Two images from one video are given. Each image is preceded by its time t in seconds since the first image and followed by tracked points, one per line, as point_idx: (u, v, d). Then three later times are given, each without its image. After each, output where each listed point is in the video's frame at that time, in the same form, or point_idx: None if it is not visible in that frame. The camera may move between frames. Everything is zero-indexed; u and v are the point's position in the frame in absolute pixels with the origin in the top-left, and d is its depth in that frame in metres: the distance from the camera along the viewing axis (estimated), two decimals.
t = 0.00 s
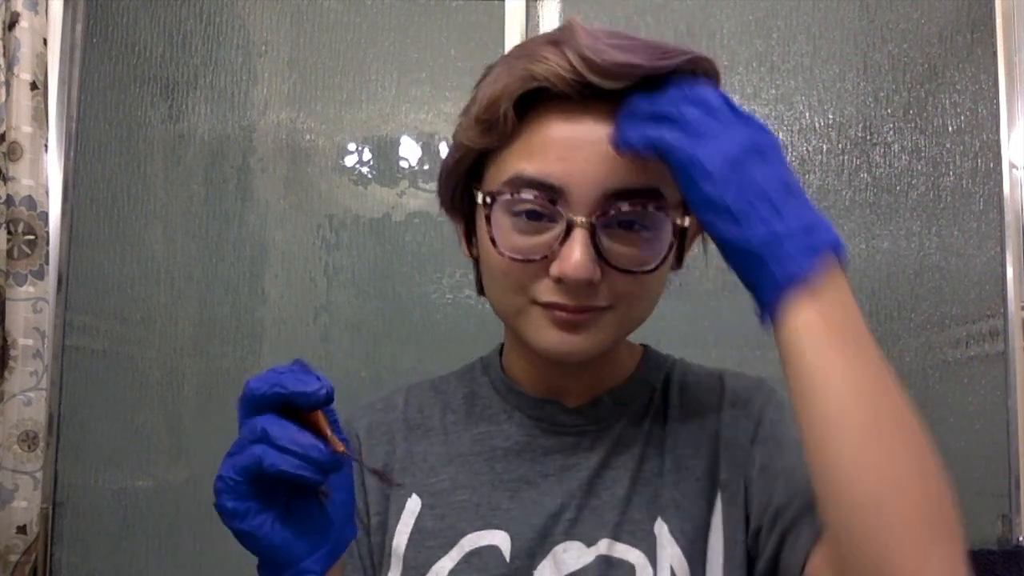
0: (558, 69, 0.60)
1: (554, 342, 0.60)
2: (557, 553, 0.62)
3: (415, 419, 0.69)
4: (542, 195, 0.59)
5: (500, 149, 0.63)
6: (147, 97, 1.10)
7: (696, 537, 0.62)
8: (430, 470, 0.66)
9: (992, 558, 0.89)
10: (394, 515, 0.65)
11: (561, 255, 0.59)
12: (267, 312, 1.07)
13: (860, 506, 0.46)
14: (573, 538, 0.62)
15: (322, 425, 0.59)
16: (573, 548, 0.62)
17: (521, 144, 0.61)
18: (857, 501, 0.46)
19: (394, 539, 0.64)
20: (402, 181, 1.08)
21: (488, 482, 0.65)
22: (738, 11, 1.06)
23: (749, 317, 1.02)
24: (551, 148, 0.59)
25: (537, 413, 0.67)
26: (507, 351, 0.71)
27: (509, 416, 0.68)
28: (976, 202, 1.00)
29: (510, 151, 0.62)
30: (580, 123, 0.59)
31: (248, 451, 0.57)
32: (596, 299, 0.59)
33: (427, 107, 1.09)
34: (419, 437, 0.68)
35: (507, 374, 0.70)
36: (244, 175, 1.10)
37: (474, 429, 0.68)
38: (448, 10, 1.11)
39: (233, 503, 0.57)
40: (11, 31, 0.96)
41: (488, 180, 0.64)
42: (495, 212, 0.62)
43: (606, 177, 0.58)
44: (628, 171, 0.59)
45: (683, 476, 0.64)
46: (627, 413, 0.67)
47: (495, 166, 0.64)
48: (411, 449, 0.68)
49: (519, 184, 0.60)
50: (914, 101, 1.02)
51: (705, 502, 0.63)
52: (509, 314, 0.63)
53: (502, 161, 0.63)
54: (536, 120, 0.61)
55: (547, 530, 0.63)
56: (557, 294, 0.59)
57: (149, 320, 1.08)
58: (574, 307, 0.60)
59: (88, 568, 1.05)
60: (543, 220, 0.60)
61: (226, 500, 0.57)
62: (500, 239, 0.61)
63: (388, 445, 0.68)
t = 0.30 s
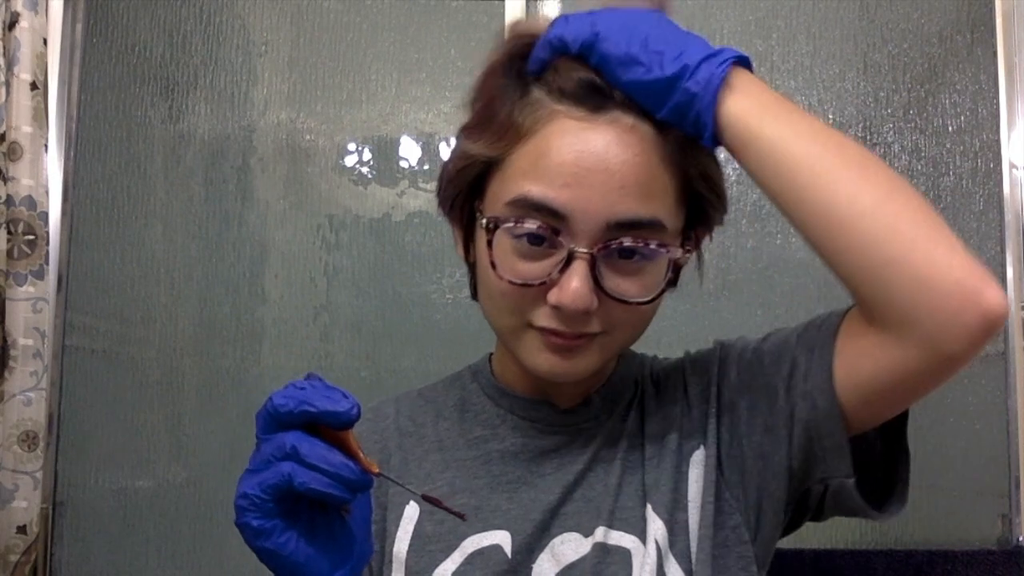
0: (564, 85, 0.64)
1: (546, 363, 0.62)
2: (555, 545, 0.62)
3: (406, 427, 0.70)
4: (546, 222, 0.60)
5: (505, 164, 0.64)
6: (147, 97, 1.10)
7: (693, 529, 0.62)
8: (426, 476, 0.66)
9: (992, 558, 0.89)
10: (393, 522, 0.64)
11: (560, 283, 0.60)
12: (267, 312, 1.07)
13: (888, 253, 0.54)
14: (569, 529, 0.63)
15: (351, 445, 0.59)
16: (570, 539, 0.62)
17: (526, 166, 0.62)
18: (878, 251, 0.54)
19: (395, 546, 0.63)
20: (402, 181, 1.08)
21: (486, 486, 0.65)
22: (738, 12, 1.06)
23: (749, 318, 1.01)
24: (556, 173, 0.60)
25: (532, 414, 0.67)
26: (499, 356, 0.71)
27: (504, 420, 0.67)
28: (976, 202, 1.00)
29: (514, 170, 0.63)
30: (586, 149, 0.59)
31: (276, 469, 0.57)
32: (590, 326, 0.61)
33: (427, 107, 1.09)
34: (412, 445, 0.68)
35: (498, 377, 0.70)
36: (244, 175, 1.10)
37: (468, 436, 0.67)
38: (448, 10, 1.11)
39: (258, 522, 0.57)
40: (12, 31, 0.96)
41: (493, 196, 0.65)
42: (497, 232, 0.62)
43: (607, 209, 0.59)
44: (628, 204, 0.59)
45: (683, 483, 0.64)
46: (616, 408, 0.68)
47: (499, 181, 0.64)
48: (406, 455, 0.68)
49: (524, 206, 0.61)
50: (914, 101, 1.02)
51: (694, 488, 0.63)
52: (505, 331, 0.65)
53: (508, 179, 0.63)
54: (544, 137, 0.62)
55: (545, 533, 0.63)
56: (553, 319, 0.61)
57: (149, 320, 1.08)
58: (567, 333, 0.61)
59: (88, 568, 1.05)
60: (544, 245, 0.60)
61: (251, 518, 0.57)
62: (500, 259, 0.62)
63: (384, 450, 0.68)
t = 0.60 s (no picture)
0: (537, 78, 0.64)
1: (531, 369, 0.62)
2: (555, 548, 0.62)
3: (404, 431, 0.70)
4: (524, 227, 0.61)
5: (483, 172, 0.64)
6: (147, 97, 1.10)
7: (695, 531, 0.62)
8: (425, 480, 0.66)
9: (993, 558, 0.89)
10: (392, 527, 0.64)
11: (540, 288, 0.60)
12: (267, 312, 1.07)
13: (939, 202, 0.57)
14: (569, 532, 0.63)
15: (351, 453, 0.59)
16: (569, 540, 0.62)
17: (502, 171, 0.62)
18: (926, 203, 0.57)
19: (394, 551, 0.63)
20: (401, 181, 1.08)
21: (485, 489, 0.65)
22: (738, 12, 1.06)
23: (749, 318, 1.01)
24: (532, 177, 0.60)
25: (531, 417, 0.67)
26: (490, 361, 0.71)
27: (503, 422, 0.68)
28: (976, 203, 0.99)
29: (492, 176, 0.63)
30: (559, 152, 0.59)
31: (278, 477, 0.57)
32: (572, 329, 0.61)
33: (427, 107, 1.09)
34: (411, 450, 0.68)
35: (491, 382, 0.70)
36: (244, 175, 1.10)
37: (468, 438, 0.68)
38: (448, 10, 1.11)
39: (258, 531, 0.57)
40: (12, 31, 0.96)
41: (472, 203, 0.65)
42: (476, 239, 0.63)
43: (584, 212, 0.59)
44: (605, 205, 0.59)
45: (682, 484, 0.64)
46: (616, 411, 0.68)
47: (478, 188, 0.65)
48: (404, 457, 0.68)
49: (502, 211, 0.61)
50: (914, 101, 1.01)
51: (695, 489, 0.63)
52: (490, 337, 0.65)
53: (486, 186, 0.63)
54: (519, 142, 0.62)
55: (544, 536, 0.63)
56: (535, 324, 0.61)
57: (149, 320, 1.08)
58: (552, 337, 0.61)
59: (89, 568, 1.05)
60: (523, 250, 0.61)
61: (252, 527, 0.57)
62: (482, 267, 0.63)
63: (383, 452, 0.68)
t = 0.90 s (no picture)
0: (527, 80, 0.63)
1: (531, 371, 0.62)
2: (559, 549, 0.62)
3: (406, 432, 0.69)
4: (518, 229, 0.61)
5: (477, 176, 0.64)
6: (147, 97, 1.10)
7: (702, 533, 0.61)
8: (428, 482, 0.66)
9: (993, 558, 0.89)
10: (394, 530, 0.64)
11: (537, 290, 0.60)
12: (267, 312, 1.07)
13: (961, 193, 0.58)
14: (573, 533, 0.62)
15: (355, 461, 0.59)
16: (574, 542, 0.62)
17: (496, 174, 0.62)
18: (944, 192, 0.58)
19: (396, 553, 0.63)
20: (401, 181, 1.08)
21: (488, 490, 0.65)
22: (738, 12, 1.06)
23: (749, 318, 1.01)
24: (525, 180, 0.60)
25: (536, 417, 0.67)
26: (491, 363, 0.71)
27: (505, 424, 0.67)
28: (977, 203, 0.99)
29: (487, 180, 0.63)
30: (553, 154, 0.59)
31: (281, 485, 0.57)
32: (570, 331, 0.61)
33: (427, 107, 1.09)
34: (414, 451, 0.68)
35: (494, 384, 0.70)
36: (244, 175, 1.10)
37: (470, 440, 0.67)
38: (448, 10, 1.11)
39: (261, 540, 0.57)
40: (12, 31, 0.96)
41: (467, 207, 0.65)
42: (471, 243, 0.63)
43: (578, 212, 0.59)
44: (600, 205, 0.59)
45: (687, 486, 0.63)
46: (620, 412, 0.68)
47: (473, 192, 0.65)
48: (406, 459, 0.68)
49: (497, 214, 0.61)
50: (914, 101, 1.01)
51: (701, 490, 0.63)
52: (489, 341, 0.65)
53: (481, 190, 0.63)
54: (512, 144, 0.62)
55: (548, 537, 0.62)
56: (533, 326, 0.61)
57: (149, 320, 1.08)
58: (550, 340, 0.61)
59: (88, 568, 1.05)
60: (518, 253, 0.61)
61: (254, 536, 0.57)
62: (478, 271, 0.63)
63: (385, 454, 0.68)
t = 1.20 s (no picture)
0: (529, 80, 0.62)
1: (533, 371, 0.62)
2: (561, 551, 0.62)
3: (407, 433, 0.69)
4: (519, 229, 0.61)
5: (478, 175, 0.64)
6: (147, 97, 1.10)
7: (704, 535, 0.61)
8: (428, 483, 0.66)
9: (993, 558, 0.89)
10: (395, 531, 0.64)
11: (539, 289, 0.60)
12: (267, 312, 1.07)
13: (970, 184, 0.58)
14: (575, 535, 0.62)
15: (363, 461, 0.59)
16: (575, 544, 0.62)
17: (498, 174, 0.62)
18: (952, 181, 0.58)
19: (396, 555, 0.63)
20: (401, 181, 1.08)
21: (489, 491, 0.65)
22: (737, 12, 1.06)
23: (749, 318, 1.02)
24: (527, 179, 0.60)
25: (537, 419, 0.67)
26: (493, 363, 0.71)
27: (506, 424, 0.67)
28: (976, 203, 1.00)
29: (488, 179, 0.63)
30: (554, 154, 0.60)
31: (287, 483, 0.57)
32: (572, 330, 0.61)
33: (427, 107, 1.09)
34: (414, 452, 0.68)
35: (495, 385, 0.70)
36: (244, 175, 1.10)
37: (471, 441, 0.68)
38: (448, 10, 1.11)
39: (265, 539, 0.57)
40: (12, 31, 0.96)
41: (469, 207, 0.65)
42: (473, 242, 0.63)
43: (580, 212, 0.59)
44: (602, 204, 0.59)
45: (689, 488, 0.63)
46: (622, 414, 0.68)
47: (474, 192, 0.65)
48: (407, 460, 0.68)
49: (498, 214, 0.61)
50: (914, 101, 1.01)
51: (703, 494, 0.63)
52: (490, 340, 0.65)
53: (482, 190, 0.64)
54: (513, 144, 0.62)
55: (550, 539, 0.62)
56: (535, 325, 0.61)
57: (149, 320, 1.08)
58: (552, 339, 0.62)
59: (88, 568, 1.05)
60: (519, 252, 0.61)
61: (259, 535, 0.57)
62: (479, 270, 0.63)
63: (385, 454, 0.68)
